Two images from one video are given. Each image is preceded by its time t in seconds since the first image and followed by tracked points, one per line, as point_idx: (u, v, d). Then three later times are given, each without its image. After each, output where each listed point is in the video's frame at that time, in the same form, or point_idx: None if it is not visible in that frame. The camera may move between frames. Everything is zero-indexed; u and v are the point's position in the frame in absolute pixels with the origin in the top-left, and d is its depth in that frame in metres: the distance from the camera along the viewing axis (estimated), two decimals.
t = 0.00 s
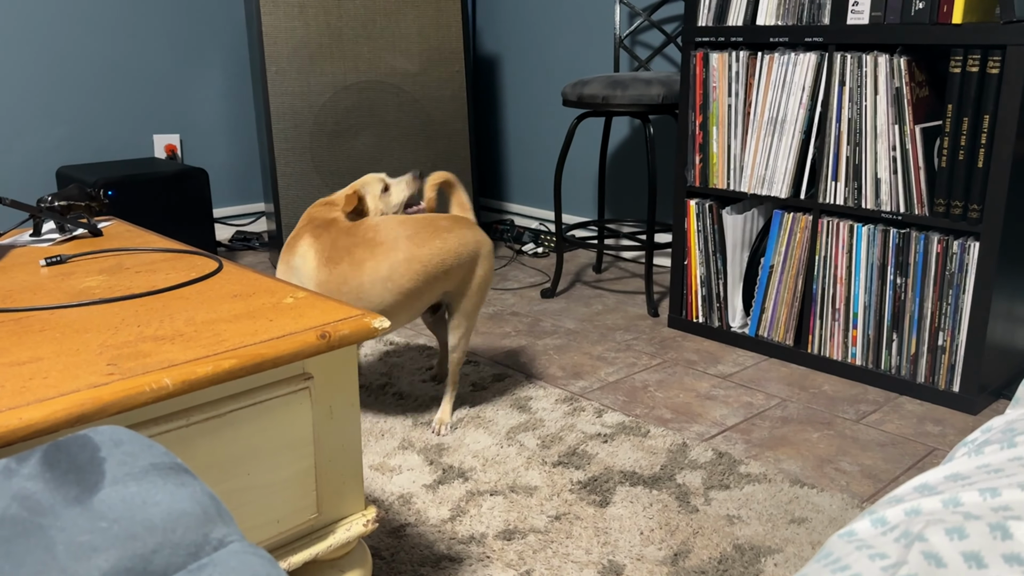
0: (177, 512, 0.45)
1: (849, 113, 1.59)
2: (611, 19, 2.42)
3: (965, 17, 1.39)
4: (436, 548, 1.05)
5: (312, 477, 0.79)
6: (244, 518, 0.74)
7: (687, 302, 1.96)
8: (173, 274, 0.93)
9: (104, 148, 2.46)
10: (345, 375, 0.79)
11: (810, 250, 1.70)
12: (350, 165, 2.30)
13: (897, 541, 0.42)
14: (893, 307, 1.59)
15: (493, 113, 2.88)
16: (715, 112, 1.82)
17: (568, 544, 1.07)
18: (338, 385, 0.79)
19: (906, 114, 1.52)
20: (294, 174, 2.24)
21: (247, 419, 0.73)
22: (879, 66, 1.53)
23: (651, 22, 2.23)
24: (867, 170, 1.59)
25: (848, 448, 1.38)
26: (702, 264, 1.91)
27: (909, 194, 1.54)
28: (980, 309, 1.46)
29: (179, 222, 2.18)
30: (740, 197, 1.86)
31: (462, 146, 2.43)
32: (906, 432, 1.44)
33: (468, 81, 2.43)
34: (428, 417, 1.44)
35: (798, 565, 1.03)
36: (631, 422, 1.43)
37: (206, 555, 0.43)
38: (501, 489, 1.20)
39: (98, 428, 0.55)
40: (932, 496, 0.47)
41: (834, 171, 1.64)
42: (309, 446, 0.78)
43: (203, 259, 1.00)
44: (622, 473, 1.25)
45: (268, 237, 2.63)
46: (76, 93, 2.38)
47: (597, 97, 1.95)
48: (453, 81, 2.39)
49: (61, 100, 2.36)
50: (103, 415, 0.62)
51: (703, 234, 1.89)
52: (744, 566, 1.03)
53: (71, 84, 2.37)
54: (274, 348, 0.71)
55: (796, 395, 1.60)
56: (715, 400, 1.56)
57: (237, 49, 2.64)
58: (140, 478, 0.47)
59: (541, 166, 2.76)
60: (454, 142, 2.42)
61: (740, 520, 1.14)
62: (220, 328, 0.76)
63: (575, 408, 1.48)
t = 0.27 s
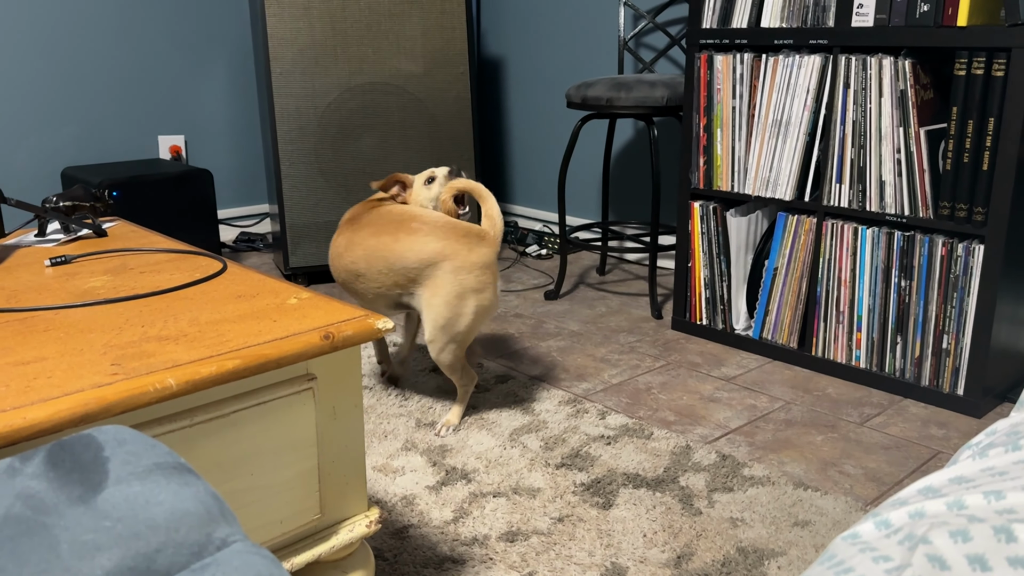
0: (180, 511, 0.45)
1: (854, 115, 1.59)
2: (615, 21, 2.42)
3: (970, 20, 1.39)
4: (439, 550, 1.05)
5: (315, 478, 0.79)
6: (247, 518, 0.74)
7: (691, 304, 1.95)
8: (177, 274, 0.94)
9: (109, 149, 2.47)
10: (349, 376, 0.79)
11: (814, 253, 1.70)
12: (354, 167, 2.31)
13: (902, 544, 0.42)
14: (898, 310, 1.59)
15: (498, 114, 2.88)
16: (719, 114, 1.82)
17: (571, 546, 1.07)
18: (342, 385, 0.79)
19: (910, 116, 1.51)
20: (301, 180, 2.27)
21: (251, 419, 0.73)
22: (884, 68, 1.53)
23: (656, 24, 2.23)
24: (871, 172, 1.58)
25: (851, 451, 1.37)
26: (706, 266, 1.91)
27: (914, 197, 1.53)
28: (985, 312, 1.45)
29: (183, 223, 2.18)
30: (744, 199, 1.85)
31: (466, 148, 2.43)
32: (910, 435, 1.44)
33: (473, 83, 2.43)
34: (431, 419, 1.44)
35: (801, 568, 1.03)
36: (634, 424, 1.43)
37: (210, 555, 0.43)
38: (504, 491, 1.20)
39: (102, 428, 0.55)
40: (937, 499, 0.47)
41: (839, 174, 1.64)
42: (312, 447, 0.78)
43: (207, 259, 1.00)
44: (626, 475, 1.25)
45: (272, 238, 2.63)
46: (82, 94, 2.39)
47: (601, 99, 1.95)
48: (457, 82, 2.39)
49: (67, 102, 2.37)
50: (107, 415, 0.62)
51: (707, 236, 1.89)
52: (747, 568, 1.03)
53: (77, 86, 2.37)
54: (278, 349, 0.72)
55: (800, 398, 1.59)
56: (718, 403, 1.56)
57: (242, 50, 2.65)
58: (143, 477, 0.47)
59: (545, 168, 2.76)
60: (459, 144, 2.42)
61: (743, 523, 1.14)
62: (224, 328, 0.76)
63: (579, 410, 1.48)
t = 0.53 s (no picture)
0: (186, 513, 0.45)
1: (862, 119, 1.59)
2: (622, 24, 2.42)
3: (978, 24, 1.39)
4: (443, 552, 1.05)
5: (321, 480, 0.79)
6: (253, 519, 0.75)
7: (697, 307, 1.95)
8: (185, 275, 0.94)
9: (117, 150, 2.48)
10: (356, 378, 0.79)
11: (821, 256, 1.69)
12: (361, 169, 2.31)
13: (909, 550, 0.42)
14: (905, 314, 1.58)
15: (504, 117, 2.88)
16: (726, 117, 1.82)
17: (576, 549, 1.07)
18: (348, 387, 0.79)
19: (919, 120, 1.51)
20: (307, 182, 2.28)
21: (257, 421, 0.73)
22: (892, 72, 1.53)
23: (663, 27, 2.23)
24: (879, 176, 1.58)
25: (858, 456, 1.37)
26: (712, 270, 1.90)
27: (922, 201, 1.53)
28: (993, 317, 1.45)
29: (190, 225, 2.19)
30: (751, 203, 1.85)
31: (473, 150, 2.43)
32: (917, 440, 1.43)
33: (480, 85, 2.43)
34: (437, 421, 1.43)
35: (807, 573, 1.03)
36: (640, 428, 1.43)
37: (214, 556, 0.43)
38: (510, 494, 1.19)
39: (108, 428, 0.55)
40: (944, 505, 0.47)
41: (846, 177, 1.63)
42: (318, 448, 0.78)
43: (215, 261, 1.00)
44: (632, 479, 1.25)
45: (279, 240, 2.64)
46: (90, 96, 2.40)
47: (608, 102, 1.95)
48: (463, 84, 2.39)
49: (76, 103, 2.38)
50: (114, 416, 0.62)
51: (713, 240, 1.88)
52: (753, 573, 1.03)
53: (86, 87, 2.38)
54: (284, 351, 0.72)
55: (806, 402, 1.59)
56: (725, 407, 1.56)
57: (250, 53, 2.66)
58: (150, 478, 0.47)
59: (552, 171, 2.76)
60: (465, 146, 2.42)
61: (749, 527, 1.13)
62: (231, 330, 0.76)
63: (585, 413, 1.48)
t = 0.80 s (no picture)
0: (191, 512, 0.45)
1: (869, 121, 1.58)
2: (629, 26, 2.42)
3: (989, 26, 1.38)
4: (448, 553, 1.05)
5: (325, 480, 0.79)
6: (258, 519, 0.75)
7: (703, 310, 1.94)
8: (192, 275, 0.94)
9: (124, 150, 2.48)
10: (361, 378, 0.79)
11: (828, 259, 1.69)
12: (367, 170, 2.32)
13: (916, 554, 0.41)
14: (912, 318, 1.57)
15: (511, 118, 2.88)
16: (733, 119, 1.81)
17: (581, 551, 1.06)
18: (353, 387, 0.79)
19: (927, 123, 1.50)
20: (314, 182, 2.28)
21: (263, 420, 0.73)
22: (900, 74, 1.52)
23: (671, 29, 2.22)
24: (886, 179, 1.57)
25: (864, 460, 1.37)
26: (719, 272, 1.90)
27: (929, 204, 1.52)
28: (1001, 321, 1.44)
29: (197, 225, 2.19)
30: (757, 205, 1.85)
31: (479, 151, 2.43)
32: (923, 444, 1.42)
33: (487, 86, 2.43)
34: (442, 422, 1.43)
35: None
36: (645, 430, 1.42)
37: (219, 557, 0.43)
38: (514, 495, 1.19)
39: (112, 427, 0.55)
40: (951, 509, 0.46)
41: (853, 180, 1.63)
42: (323, 448, 0.78)
43: (221, 260, 1.00)
44: (636, 481, 1.25)
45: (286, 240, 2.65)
46: (97, 95, 2.40)
47: (615, 104, 1.95)
48: (470, 85, 2.39)
49: (83, 103, 2.38)
50: (120, 414, 0.62)
51: (720, 242, 1.88)
52: None
53: (94, 87, 2.39)
54: (290, 351, 0.72)
55: (812, 405, 1.58)
56: (730, 409, 1.55)
57: (258, 53, 2.67)
58: (155, 477, 0.47)
59: (558, 172, 2.76)
60: (472, 147, 2.42)
61: (755, 530, 1.13)
62: (237, 329, 0.76)
63: (590, 415, 1.48)
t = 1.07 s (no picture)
0: (198, 512, 0.45)
1: (878, 123, 1.58)
2: (637, 26, 2.41)
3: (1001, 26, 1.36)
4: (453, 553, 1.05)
5: (331, 479, 0.79)
6: (264, 518, 0.75)
7: (710, 311, 1.94)
8: (199, 274, 0.94)
9: (133, 149, 2.49)
10: (367, 377, 0.79)
11: (836, 261, 1.68)
12: (375, 170, 2.32)
13: (923, 558, 0.41)
14: (920, 320, 1.57)
15: (518, 119, 2.88)
16: (741, 121, 1.81)
17: (586, 552, 1.06)
18: (360, 387, 0.79)
19: (935, 125, 1.50)
20: (322, 182, 2.29)
21: (270, 419, 0.73)
22: (909, 76, 1.52)
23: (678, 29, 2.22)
24: (895, 181, 1.57)
25: (871, 462, 1.36)
26: (726, 273, 1.89)
27: (938, 206, 1.52)
28: (1009, 324, 1.43)
29: (205, 224, 2.20)
30: (765, 206, 1.84)
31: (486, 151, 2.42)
32: (931, 447, 1.42)
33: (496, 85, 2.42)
34: (448, 422, 1.43)
35: None
36: (652, 431, 1.42)
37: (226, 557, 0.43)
38: (520, 496, 1.19)
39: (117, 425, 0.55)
40: (959, 512, 0.46)
41: (862, 182, 1.62)
42: (330, 447, 0.78)
43: (229, 260, 1.00)
44: (642, 482, 1.24)
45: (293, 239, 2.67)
46: (104, 94, 2.40)
47: (622, 104, 1.94)
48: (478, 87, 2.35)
49: (91, 102, 2.39)
50: (127, 413, 0.63)
51: (727, 243, 1.87)
52: None
53: (103, 86, 2.40)
54: (296, 350, 0.72)
55: (819, 408, 1.58)
56: (737, 411, 1.55)
57: (266, 53, 2.68)
58: (162, 476, 0.47)
59: (565, 173, 2.75)
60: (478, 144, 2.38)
61: (761, 532, 1.13)
62: (244, 329, 0.76)
63: (596, 415, 1.47)
